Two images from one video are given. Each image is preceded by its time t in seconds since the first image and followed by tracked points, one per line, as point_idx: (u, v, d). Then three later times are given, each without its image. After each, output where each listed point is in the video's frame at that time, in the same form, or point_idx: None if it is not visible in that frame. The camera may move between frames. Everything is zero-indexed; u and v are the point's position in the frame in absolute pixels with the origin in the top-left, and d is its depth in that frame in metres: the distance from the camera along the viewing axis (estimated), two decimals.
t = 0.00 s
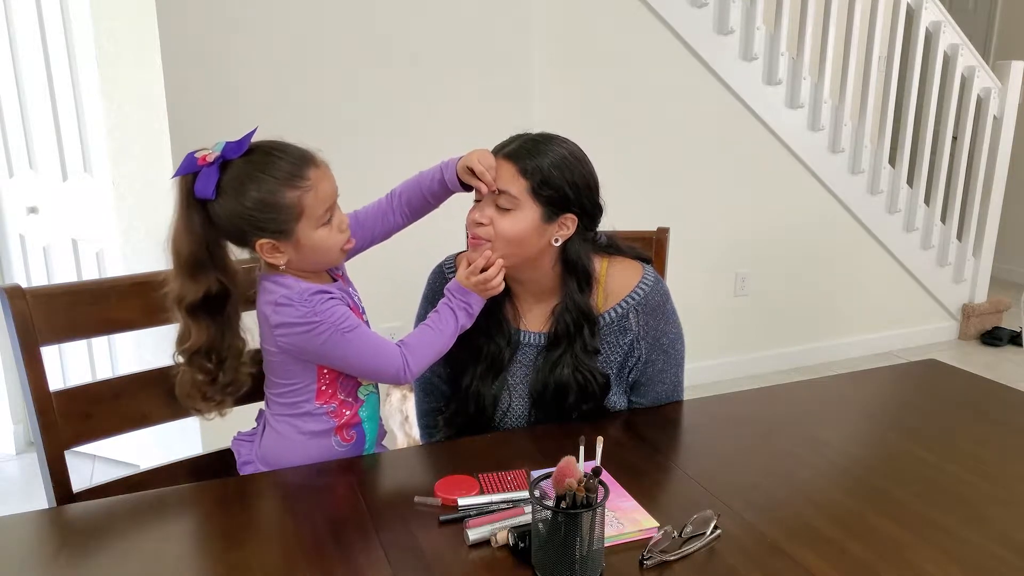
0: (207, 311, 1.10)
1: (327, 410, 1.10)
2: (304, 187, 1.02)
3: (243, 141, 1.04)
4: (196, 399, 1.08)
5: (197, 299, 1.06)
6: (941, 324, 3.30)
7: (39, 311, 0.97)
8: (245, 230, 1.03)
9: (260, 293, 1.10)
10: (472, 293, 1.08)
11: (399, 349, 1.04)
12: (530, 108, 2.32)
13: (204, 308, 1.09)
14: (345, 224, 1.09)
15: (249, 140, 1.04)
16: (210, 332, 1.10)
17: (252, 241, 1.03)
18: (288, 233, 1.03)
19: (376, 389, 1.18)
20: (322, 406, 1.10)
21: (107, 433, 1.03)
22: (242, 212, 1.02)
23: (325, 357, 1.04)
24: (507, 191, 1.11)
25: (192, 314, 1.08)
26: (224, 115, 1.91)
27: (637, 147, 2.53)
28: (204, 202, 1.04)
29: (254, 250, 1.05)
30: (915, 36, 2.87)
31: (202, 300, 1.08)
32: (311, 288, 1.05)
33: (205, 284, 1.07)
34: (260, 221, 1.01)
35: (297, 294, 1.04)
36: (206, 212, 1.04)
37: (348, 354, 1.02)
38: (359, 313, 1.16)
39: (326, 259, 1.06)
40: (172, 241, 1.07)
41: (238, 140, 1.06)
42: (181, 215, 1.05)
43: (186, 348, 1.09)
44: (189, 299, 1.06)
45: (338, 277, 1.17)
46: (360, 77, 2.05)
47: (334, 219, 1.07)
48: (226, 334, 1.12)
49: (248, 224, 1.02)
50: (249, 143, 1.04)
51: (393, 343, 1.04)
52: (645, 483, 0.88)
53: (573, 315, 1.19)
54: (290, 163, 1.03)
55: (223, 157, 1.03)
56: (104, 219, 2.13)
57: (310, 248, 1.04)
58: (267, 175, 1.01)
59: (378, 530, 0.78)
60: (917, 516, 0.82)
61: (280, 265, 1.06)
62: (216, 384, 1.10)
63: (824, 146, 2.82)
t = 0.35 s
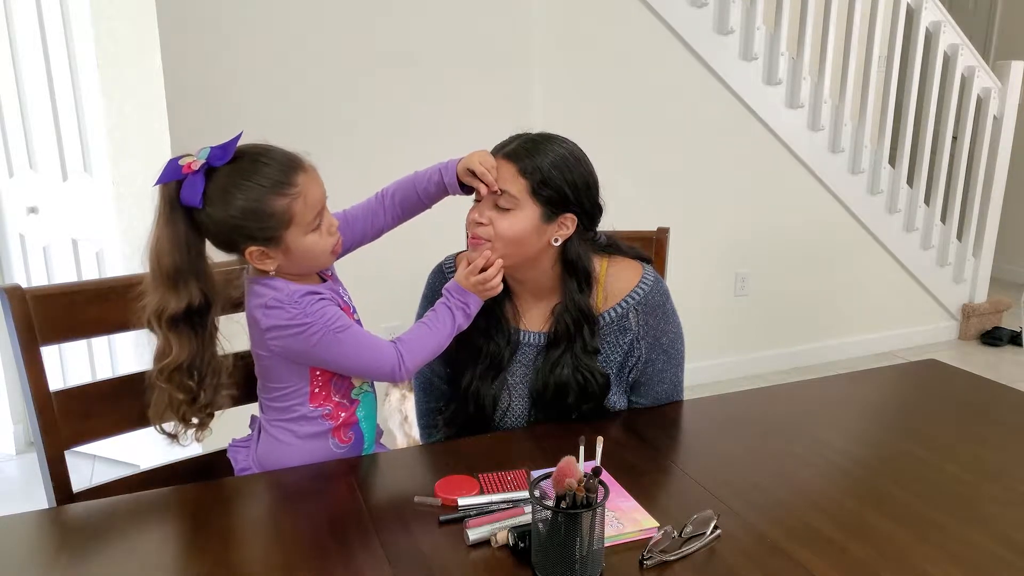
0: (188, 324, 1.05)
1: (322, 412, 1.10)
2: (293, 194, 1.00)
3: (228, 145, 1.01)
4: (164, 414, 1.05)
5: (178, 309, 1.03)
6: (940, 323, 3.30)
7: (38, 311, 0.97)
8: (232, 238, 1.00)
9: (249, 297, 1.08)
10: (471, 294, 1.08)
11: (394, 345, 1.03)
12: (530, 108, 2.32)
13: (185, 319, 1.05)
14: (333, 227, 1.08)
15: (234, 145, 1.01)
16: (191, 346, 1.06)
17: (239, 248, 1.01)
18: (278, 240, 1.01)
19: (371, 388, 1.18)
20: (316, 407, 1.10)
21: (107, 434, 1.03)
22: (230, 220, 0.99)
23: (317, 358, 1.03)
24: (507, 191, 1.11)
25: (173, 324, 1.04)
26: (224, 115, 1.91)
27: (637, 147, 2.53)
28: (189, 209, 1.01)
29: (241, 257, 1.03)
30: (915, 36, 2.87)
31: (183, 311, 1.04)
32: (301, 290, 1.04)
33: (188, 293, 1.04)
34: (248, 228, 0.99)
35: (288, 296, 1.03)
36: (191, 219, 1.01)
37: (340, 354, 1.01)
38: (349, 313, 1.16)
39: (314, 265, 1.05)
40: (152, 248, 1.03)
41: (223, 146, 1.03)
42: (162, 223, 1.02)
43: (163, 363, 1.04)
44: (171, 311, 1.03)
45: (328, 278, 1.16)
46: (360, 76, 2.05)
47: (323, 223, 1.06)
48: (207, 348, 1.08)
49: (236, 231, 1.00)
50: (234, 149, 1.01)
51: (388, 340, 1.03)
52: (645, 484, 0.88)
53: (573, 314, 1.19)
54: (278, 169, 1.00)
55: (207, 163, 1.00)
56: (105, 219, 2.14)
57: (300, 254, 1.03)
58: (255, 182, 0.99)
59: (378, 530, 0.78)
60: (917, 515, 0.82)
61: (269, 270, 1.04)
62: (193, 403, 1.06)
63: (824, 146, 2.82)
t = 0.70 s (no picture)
0: (197, 317, 1.06)
1: (318, 411, 1.10)
2: (288, 187, 1.01)
3: (226, 140, 1.02)
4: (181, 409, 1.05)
5: (186, 303, 1.04)
6: (940, 323, 3.30)
7: (38, 312, 0.97)
8: (227, 230, 1.01)
9: (240, 295, 1.08)
10: (471, 293, 1.08)
11: (388, 341, 1.03)
12: (529, 109, 2.32)
13: (194, 312, 1.06)
14: (329, 224, 1.08)
15: (232, 139, 1.02)
16: (202, 338, 1.06)
17: (234, 241, 1.02)
18: (273, 233, 1.01)
19: (366, 385, 1.18)
20: (313, 407, 1.09)
21: (107, 434, 1.03)
22: (225, 210, 1.00)
23: (307, 355, 1.03)
24: (506, 192, 1.11)
25: (183, 318, 1.05)
26: (225, 116, 1.91)
27: (637, 147, 2.53)
28: (186, 201, 1.01)
29: (236, 250, 1.03)
30: (915, 36, 2.87)
31: (191, 304, 1.05)
32: (290, 287, 1.04)
33: (194, 286, 1.05)
34: (243, 220, 0.99)
35: (276, 293, 1.03)
36: (188, 211, 1.02)
37: (332, 349, 1.01)
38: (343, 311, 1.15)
39: (307, 261, 1.05)
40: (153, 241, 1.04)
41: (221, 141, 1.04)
42: (161, 216, 1.03)
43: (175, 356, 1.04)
44: (180, 306, 1.03)
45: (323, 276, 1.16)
46: (360, 75, 2.05)
47: (318, 219, 1.06)
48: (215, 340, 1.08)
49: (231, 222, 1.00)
50: (232, 142, 1.02)
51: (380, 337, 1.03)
52: (645, 484, 0.88)
53: (573, 314, 1.19)
54: (274, 161, 1.01)
55: (205, 156, 1.01)
56: (105, 219, 2.14)
57: (294, 249, 1.03)
58: (251, 173, 0.99)
59: (379, 530, 0.78)
60: (917, 515, 0.82)
61: (263, 265, 1.04)
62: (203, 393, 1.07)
63: (824, 146, 2.82)
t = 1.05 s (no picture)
0: (192, 301, 1.08)
1: (308, 413, 1.10)
2: (289, 170, 1.03)
3: (230, 129, 1.06)
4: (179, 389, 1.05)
5: (181, 285, 1.05)
6: (940, 323, 3.30)
7: (39, 311, 0.97)
8: (223, 211, 1.01)
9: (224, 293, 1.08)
10: (465, 294, 1.07)
11: (374, 338, 1.03)
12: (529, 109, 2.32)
13: (190, 295, 1.07)
14: (324, 220, 1.09)
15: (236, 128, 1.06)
16: (194, 318, 1.08)
17: (228, 224, 1.02)
18: (268, 215, 1.02)
19: (358, 390, 1.17)
20: (301, 409, 1.09)
21: (107, 434, 1.02)
22: (223, 190, 1.01)
23: (285, 348, 1.03)
24: (503, 191, 1.11)
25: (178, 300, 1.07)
26: (225, 116, 1.91)
27: (637, 147, 2.53)
28: (185, 181, 1.03)
29: (229, 235, 1.03)
30: (915, 36, 2.88)
31: (186, 288, 1.06)
32: (270, 282, 1.04)
33: (189, 270, 1.06)
34: (238, 199, 1.01)
35: (256, 288, 1.03)
36: (186, 193, 1.04)
37: (311, 343, 1.01)
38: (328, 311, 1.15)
39: (299, 252, 1.05)
40: (154, 225, 1.06)
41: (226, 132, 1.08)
42: (163, 199, 1.05)
43: (167, 333, 1.07)
44: (174, 286, 1.05)
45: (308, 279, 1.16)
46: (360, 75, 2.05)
47: (314, 212, 1.07)
48: (210, 324, 1.10)
49: (228, 202, 1.01)
50: (235, 131, 1.06)
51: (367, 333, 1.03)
52: (645, 483, 0.88)
53: (570, 314, 1.19)
54: (275, 146, 1.04)
55: (209, 138, 1.05)
56: (105, 218, 2.14)
57: (290, 235, 1.03)
58: (252, 154, 1.02)
59: (379, 531, 0.78)
60: (917, 515, 0.82)
61: (256, 252, 1.04)
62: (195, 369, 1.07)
63: (824, 146, 2.82)
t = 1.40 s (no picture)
0: (183, 295, 1.08)
1: (304, 409, 1.10)
2: (285, 166, 1.04)
3: (228, 127, 1.08)
4: (167, 392, 1.04)
5: (173, 277, 1.05)
6: (940, 324, 3.30)
7: (39, 310, 0.97)
8: (219, 204, 1.02)
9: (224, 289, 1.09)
10: (461, 285, 1.09)
11: (370, 330, 1.04)
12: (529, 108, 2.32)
13: (181, 288, 1.07)
14: (319, 217, 1.09)
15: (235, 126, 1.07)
16: (184, 313, 1.07)
17: (223, 218, 1.03)
18: (263, 209, 1.02)
19: (355, 390, 1.18)
20: (297, 406, 1.09)
21: (107, 434, 1.02)
22: (219, 183, 1.02)
23: (281, 341, 1.02)
24: (501, 189, 1.11)
25: (168, 294, 1.06)
26: (224, 116, 1.91)
27: (637, 147, 2.53)
28: (182, 176, 1.04)
29: (224, 228, 1.04)
30: (915, 36, 2.88)
31: (177, 281, 1.06)
32: (265, 275, 1.04)
33: (184, 263, 1.07)
34: (235, 191, 1.01)
35: (251, 281, 1.03)
36: (183, 187, 1.04)
37: (305, 334, 1.01)
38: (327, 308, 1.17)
39: (294, 248, 1.06)
40: (152, 221, 1.07)
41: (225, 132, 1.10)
42: (161, 195, 1.06)
43: (154, 330, 1.06)
44: (164, 280, 1.05)
45: (310, 280, 1.18)
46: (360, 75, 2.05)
47: (309, 208, 1.08)
48: (201, 320, 1.10)
49: (224, 195, 1.02)
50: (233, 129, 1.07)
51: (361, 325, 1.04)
52: (645, 483, 0.88)
53: (570, 314, 1.19)
54: (272, 143, 1.05)
55: (208, 136, 1.06)
56: (105, 218, 2.14)
57: (285, 229, 1.04)
58: (249, 148, 1.03)
59: (379, 531, 0.78)
60: (917, 515, 0.82)
61: (251, 246, 1.05)
62: (184, 370, 1.06)
63: (824, 146, 2.82)
